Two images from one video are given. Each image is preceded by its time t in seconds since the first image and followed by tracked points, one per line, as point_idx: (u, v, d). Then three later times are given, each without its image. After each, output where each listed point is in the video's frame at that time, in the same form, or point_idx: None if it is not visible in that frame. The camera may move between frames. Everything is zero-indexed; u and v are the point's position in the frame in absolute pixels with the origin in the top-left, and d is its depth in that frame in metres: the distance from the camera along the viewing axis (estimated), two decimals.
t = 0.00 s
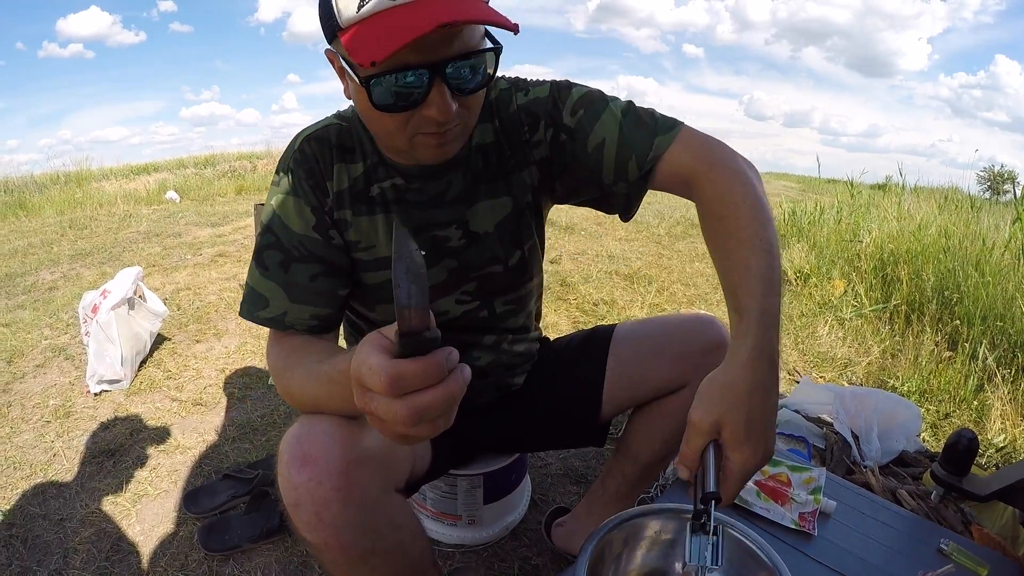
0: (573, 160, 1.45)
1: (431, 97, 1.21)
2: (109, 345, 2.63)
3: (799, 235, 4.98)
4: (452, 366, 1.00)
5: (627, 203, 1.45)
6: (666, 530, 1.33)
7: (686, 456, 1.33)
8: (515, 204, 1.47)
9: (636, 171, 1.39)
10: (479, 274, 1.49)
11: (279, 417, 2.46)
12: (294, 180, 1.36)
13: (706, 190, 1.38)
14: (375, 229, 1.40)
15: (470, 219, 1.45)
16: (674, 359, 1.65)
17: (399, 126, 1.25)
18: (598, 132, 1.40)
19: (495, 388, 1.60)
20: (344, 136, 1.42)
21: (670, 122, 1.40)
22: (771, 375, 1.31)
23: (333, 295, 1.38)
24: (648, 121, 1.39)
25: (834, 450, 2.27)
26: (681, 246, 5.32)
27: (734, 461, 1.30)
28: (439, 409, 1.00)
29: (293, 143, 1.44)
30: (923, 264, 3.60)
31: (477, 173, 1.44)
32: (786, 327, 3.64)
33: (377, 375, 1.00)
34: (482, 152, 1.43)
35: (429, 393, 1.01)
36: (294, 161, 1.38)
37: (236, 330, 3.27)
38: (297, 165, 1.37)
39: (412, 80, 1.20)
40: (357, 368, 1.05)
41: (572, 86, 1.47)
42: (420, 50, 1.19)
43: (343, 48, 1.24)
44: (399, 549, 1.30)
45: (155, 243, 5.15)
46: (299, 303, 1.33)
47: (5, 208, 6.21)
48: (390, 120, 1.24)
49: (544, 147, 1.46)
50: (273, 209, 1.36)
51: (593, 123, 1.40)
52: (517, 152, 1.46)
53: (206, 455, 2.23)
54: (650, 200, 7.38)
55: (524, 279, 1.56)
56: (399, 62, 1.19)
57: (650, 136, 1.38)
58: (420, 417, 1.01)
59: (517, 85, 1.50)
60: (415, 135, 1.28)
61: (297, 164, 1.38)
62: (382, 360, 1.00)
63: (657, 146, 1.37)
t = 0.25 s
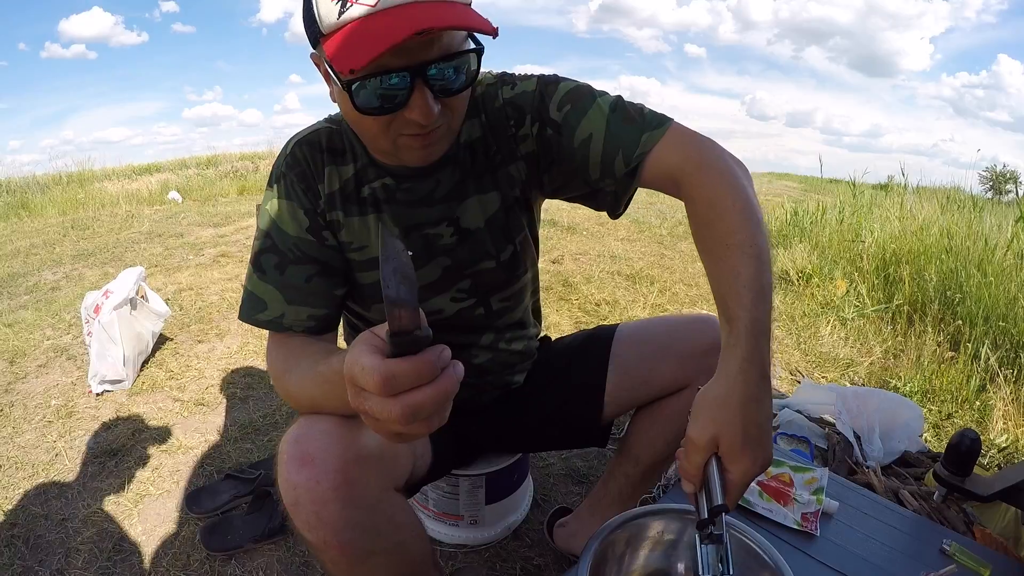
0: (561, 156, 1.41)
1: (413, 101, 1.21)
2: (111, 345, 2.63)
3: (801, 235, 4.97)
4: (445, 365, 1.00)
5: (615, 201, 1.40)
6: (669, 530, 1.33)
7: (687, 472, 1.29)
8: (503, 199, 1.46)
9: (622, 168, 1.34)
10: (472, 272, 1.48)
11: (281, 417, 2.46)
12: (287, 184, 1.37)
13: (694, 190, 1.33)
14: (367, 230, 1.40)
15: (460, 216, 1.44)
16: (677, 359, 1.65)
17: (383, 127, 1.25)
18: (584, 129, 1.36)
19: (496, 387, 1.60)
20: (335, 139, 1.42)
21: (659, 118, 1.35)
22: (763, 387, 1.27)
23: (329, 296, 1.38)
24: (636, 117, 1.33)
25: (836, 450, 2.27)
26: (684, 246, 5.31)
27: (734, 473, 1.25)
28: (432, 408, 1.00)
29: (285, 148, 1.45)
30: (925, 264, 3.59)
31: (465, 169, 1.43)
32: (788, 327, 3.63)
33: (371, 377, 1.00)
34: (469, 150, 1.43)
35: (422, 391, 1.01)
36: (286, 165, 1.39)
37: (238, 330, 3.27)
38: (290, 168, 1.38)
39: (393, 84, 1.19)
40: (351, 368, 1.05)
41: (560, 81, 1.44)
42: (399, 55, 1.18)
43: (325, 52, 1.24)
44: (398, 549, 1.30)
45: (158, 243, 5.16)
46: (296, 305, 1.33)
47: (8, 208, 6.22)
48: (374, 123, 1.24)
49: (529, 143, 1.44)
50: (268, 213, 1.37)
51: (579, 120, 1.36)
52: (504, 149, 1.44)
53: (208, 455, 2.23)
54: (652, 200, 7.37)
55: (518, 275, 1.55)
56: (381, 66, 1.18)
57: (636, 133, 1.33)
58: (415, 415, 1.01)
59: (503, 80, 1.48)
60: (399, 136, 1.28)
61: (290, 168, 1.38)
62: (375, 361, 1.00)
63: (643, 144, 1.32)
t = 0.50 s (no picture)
0: (553, 157, 1.40)
1: (412, 99, 1.21)
2: (115, 345, 2.64)
3: (804, 235, 4.96)
4: (458, 364, 1.00)
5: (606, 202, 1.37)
6: (672, 530, 1.33)
7: (683, 487, 1.30)
8: (499, 196, 1.46)
9: (614, 169, 1.31)
10: (471, 268, 1.48)
11: (284, 417, 2.46)
12: (289, 185, 1.37)
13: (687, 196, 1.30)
14: (368, 228, 1.40)
15: (459, 212, 1.44)
16: (681, 357, 1.64)
17: (381, 126, 1.25)
18: (576, 131, 1.34)
19: (499, 385, 1.60)
20: (335, 140, 1.41)
21: (654, 121, 1.32)
22: (756, 401, 1.27)
23: (333, 294, 1.39)
24: (629, 119, 1.31)
25: (839, 450, 2.27)
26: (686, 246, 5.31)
27: (729, 488, 1.26)
28: (446, 407, 1.01)
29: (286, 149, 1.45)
30: (928, 264, 3.58)
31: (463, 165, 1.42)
32: (790, 328, 3.63)
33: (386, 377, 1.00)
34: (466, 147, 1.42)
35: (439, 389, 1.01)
36: (288, 166, 1.39)
37: (241, 330, 3.27)
38: (291, 169, 1.38)
39: (392, 81, 1.19)
40: (363, 367, 1.05)
41: (557, 80, 1.42)
42: (399, 52, 1.18)
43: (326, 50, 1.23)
44: (406, 547, 1.30)
45: (161, 243, 5.17)
46: (301, 303, 1.34)
47: (11, 208, 6.23)
48: (373, 121, 1.24)
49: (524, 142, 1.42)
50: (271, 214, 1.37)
51: (572, 120, 1.34)
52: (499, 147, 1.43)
53: (211, 455, 2.23)
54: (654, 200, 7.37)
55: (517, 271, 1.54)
56: (381, 65, 1.18)
57: (629, 136, 1.30)
58: (427, 414, 1.01)
59: (500, 78, 1.47)
60: (396, 136, 1.28)
61: (291, 169, 1.38)
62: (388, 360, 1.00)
63: (635, 147, 1.30)
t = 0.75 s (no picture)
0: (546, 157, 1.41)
1: (412, 95, 1.21)
2: (114, 345, 2.64)
3: (804, 235, 4.96)
4: (470, 359, 1.03)
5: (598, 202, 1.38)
6: (670, 529, 1.34)
7: (693, 507, 1.23)
8: (494, 193, 1.46)
9: (604, 171, 1.31)
10: (468, 265, 1.48)
11: (283, 416, 2.46)
12: (288, 184, 1.38)
13: (677, 204, 1.30)
14: (366, 226, 1.40)
15: (455, 210, 1.44)
16: (681, 355, 1.64)
17: (379, 123, 1.25)
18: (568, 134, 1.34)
19: (497, 383, 1.60)
20: (333, 140, 1.41)
21: (646, 126, 1.32)
22: (755, 410, 1.25)
23: (334, 291, 1.39)
24: (622, 123, 1.31)
25: (838, 450, 2.27)
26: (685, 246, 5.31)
27: (742, 498, 1.20)
28: (459, 401, 1.02)
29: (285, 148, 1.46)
30: (927, 264, 3.58)
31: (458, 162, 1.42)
32: (789, 327, 3.62)
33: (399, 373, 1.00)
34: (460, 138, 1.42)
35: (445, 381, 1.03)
36: (287, 165, 1.39)
37: (241, 330, 3.28)
38: (290, 169, 1.38)
39: (392, 78, 1.19)
40: (375, 364, 1.06)
41: (552, 80, 1.41)
42: (400, 48, 1.19)
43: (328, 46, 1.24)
44: (412, 546, 1.31)
45: (160, 243, 5.17)
46: (304, 300, 1.34)
47: (11, 208, 6.23)
48: (372, 118, 1.24)
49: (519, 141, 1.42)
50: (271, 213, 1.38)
51: (566, 120, 1.34)
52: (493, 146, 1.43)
53: (210, 455, 2.23)
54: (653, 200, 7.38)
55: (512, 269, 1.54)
56: (381, 61, 1.19)
57: (620, 139, 1.30)
58: (440, 411, 1.02)
59: (496, 77, 1.47)
60: (395, 133, 1.28)
61: (290, 168, 1.39)
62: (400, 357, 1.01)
63: (624, 151, 1.30)
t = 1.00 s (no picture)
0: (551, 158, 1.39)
1: (411, 94, 1.20)
2: (113, 345, 2.65)
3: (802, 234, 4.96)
4: (473, 359, 1.07)
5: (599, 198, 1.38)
6: (668, 527, 1.33)
7: (673, 490, 1.30)
8: (493, 190, 1.43)
9: (603, 169, 1.30)
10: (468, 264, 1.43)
11: (282, 416, 2.47)
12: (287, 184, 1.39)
13: (674, 202, 1.29)
14: (366, 225, 1.31)
15: (455, 208, 1.40)
16: (678, 355, 1.63)
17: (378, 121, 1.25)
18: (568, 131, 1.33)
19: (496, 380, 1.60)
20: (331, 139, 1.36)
21: (645, 124, 1.31)
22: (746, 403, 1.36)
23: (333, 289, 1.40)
24: (621, 120, 1.30)
25: (837, 448, 2.28)
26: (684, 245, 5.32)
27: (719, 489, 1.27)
28: (463, 401, 1.10)
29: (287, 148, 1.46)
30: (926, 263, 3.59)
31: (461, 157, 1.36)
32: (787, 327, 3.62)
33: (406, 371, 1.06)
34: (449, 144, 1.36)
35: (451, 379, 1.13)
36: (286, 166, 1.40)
37: (239, 330, 3.28)
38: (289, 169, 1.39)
39: (389, 75, 1.19)
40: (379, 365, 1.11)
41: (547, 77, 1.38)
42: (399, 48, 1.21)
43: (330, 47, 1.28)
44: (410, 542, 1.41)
45: (159, 243, 5.17)
46: (307, 299, 1.38)
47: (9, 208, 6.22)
48: (370, 116, 1.25)
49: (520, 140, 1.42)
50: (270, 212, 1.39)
51: (565, 116, 1.32)
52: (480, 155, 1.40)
53: (209, 454, 2.24)
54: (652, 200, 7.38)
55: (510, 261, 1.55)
56: (380, 58, 1.20)
57: (620, 136, 1.29)
58: (446, 410, 1.10)
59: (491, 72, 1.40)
60: (397, 133, 1.27)
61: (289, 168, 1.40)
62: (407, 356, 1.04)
63: (625, 146, 1.28)
